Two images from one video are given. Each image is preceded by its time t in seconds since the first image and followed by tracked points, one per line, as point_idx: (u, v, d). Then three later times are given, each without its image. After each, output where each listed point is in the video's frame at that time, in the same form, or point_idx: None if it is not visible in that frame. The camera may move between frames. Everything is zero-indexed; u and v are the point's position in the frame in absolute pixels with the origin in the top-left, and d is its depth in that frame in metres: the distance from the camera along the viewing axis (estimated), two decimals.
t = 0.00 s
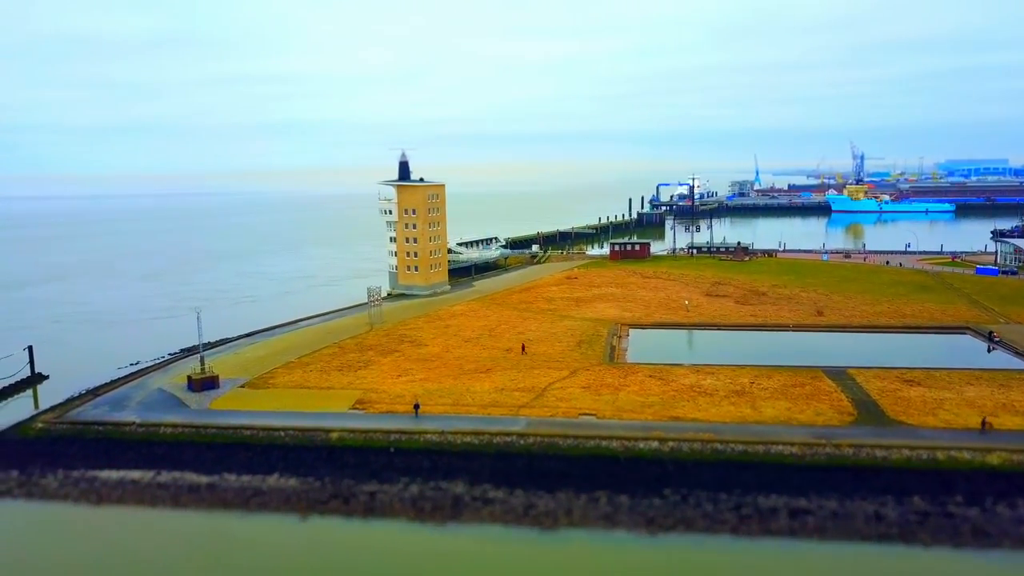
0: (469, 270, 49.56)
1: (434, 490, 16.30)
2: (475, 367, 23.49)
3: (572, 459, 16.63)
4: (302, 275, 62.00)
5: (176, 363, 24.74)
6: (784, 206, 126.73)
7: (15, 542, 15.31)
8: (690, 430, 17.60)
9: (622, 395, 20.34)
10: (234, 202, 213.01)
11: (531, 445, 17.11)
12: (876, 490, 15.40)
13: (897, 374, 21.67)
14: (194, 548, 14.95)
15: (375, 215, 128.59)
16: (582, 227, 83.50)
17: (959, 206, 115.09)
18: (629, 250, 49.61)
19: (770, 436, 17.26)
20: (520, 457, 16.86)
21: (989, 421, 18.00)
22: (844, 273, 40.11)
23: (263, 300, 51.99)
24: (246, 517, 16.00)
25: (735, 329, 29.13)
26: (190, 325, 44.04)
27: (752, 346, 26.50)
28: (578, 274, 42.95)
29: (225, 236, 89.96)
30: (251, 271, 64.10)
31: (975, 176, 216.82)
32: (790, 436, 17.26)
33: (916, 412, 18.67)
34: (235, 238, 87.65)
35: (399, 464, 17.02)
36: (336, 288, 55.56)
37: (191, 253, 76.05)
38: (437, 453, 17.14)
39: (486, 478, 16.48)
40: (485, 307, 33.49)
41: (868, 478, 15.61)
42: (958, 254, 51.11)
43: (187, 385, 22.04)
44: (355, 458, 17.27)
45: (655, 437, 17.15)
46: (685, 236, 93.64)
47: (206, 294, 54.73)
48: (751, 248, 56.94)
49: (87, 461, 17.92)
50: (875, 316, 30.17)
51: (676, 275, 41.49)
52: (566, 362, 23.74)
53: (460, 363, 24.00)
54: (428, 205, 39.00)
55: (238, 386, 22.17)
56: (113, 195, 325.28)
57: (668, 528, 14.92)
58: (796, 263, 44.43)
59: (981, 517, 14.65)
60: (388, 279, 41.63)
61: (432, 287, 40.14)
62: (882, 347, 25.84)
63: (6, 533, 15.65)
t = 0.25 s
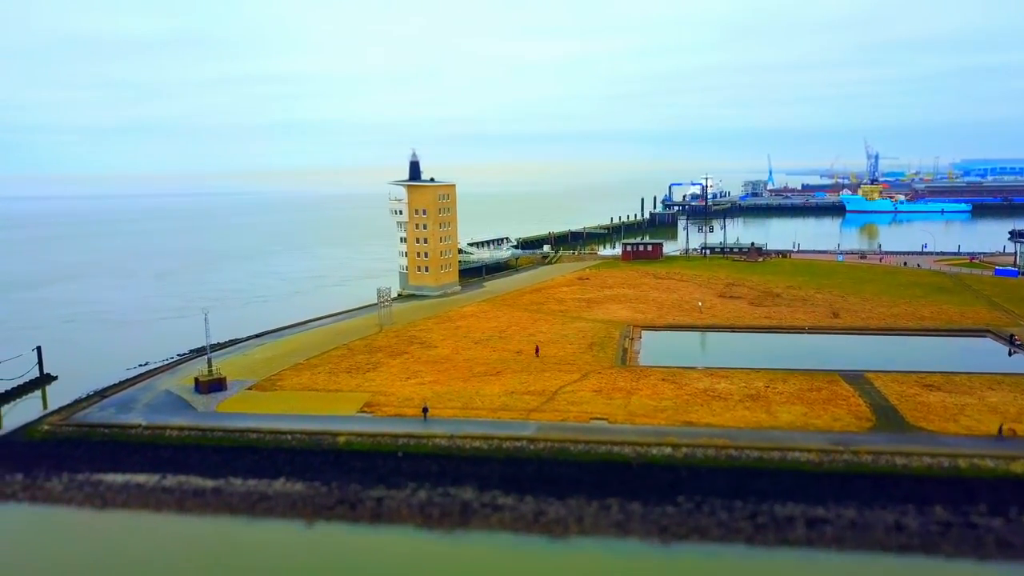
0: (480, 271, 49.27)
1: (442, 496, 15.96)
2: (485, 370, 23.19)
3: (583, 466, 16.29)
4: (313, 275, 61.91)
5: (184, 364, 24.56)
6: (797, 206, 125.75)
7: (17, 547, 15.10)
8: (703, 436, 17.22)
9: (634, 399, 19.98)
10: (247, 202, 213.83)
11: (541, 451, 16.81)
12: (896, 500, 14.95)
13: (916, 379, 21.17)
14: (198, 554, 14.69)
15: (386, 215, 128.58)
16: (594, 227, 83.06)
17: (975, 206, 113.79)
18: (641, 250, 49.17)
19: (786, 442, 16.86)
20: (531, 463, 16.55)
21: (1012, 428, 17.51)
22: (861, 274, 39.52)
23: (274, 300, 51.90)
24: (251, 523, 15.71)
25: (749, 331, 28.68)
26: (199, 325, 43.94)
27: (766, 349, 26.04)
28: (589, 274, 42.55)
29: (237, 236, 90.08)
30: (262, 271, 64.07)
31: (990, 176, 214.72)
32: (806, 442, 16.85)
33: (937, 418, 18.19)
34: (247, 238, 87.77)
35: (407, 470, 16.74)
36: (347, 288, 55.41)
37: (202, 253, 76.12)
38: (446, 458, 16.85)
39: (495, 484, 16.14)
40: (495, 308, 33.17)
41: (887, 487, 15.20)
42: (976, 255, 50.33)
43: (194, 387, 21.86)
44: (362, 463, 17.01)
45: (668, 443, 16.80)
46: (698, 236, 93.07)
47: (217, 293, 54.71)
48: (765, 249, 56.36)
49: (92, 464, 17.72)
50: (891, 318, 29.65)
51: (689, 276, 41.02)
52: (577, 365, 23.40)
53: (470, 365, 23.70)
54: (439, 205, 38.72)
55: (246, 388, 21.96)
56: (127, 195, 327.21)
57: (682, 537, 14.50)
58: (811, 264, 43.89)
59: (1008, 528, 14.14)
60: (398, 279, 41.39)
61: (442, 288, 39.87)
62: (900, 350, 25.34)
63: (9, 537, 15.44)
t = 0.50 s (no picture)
0: (486, 271, 48.98)
1: (446, 503, 15.63)
2: (491, 373, 22.86)
3: (590, 472, 15.96)
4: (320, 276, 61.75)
5: (187, 367, 24.31)
6: (806, 206, 125.10)
7: (13, 553, 14.81)
8: (713, 442, 16.86)
9: (642, 403, 19.62)
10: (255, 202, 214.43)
11: (546, 457, 16.48)
12: (911, 509, 14.55)
13: (930, 384, 20.73)
14: (197, 561, 14.38)
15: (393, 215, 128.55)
16: (601, 228, 82.72)
17: (986, 206, 112.89)
18: (649, 251, 48.79)
19: (798, 448, 16.48)
20: (537, 469, 16.23)
21: None
22: (871, 276, 39.02)
23: (280, 300, 51.75)
24: (251, 530, 15.38)
25: (758, 334, 28.26)
26: (205, 326, 43.77)
27: (776, 352, 25.63)
28: (596, 275, 42.15)
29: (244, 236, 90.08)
30: (270, 271, 63.99)
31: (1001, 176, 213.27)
32: (818, 449, 16.47)
33: (952, 424, 17.78)
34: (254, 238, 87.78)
35: (411, 475, 16.46)
36: (354, 289, 55.20)
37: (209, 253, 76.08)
38: (450, 464, 16.55)
39: (499, 491, 15.81)
40: (502, 310, 32.83)
41: (901, 495, 14.83)
42: (988, 255, 49.75)
43: (197, 389, 21.60)
44: (365, 469, 16.72)
45: (677, 449, 16.44)
46: (707, 236, 92.64)
47: (223, 294, 54.58)
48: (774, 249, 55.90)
49: (92, 469, 17.47)
50: (903, 321, 29.19)
51: (697, 277, 40.59)
52: (584, 368, 23.05)
53: (475, 368, 23.40)
54: (445, 206, 38.39)
55: (249, 391, 21.69)
56: (136, 195, 328.43)
57: (692, 546, 14.12)
58: (821, 265, 43.44)
59: None
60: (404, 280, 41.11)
61: (448, 289, 39.55)
62: (913, 353, 24.91)
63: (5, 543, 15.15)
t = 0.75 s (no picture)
0: (489, 272, 48.68)
1: (447, 511, 15.30)
2: (493, 376, 22.52)
3: (594, 479, 15.64)
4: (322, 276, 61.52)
5: (185, 369, 24.03)
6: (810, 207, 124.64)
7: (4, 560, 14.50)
8: (719, 448, 16.50)
9: (647, 408, 19.25)
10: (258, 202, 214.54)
11: (548, 463, 16.14)
12: (923, 517, 14.18)
13: (940, 388, 20.33)
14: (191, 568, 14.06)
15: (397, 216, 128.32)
16: (605, 228, 82.42)
17: (992, 207, 112.35)
18: (653, 251, 48.45)
19: (806, 455, 16.12)
20: (539, 475, 15.91)
21: None
22: (878, 277, 38.60)
23: (282, 301, 51.50)
24: (248, 536, 15.06)
25: (764, 336, 27.88)
26: (207, 326, 43.52)
27: (782, 355, 25.25)
28: (600, 276, 41.81)
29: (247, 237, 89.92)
30: (272, 271, 63.77)
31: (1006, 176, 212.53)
32: (827, 455, 16.10)
33: (964, 429, 17.40)
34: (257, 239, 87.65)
35: (411, 482, 16.13)
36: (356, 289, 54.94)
37: (212, 253, 75.91)
38: (451, 470, 16.22)
39: (501, 498, 15.49)
40: (504, 311, 32.49)
41: (912, 503, 14.47)
42: (995, 256, 49.31)
43: (194, 393, 21.31)
44: (365, 475, 16.41)
45: (682, 456, 16.08)
46: (711, 237, 92.28)
47: (225, 294, 54.38)
48: (779, 250, 55.49)
49: (87, 474, 17.18)
50: (911, 323, 28.78)
51: (701, 278, 40.20)
52: (587, 372, 22.69)
53: (477, 371, 23.06)
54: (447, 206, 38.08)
55: (248, 394, 21.39)
56: (140, 195, 329.01)
57: (698, 555, 13.76)
58: (827, 266, 43.03)
59: None
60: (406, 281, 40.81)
61: (450, 290, 39.23)
62: (921, 357, 24.52)
63: None
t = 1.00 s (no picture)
0: (491, 273, 48.35)
1: (446, 519, 14.96)
2: (493, 380, 22.16)
3: (596, 486, 15.33)
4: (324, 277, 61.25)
5: (182, 372, 23.73)
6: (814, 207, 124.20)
7: None
8: (724, 454, 16.16)
9: (650, 413, 18.89)
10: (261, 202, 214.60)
11: (550, 469, 15.79)
12: (935, 527, 13.81)
13: (949, 392, 19.95)
14: None
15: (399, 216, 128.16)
16: (607, 228, 82.09)
17: (997, 206, 111.81)
18: (656, 252, 48.07)
19: (813, 461, 15.76)
20: (540, 482, 15.55)
21: None
22: (884, 279, 38.19)
23: (283, 301, 51.20)
24: (242, 545, 14.73)
25: (769, 338, 27.49)
26: (206, 327, 43.21)
27: (788, 358, 24.88)
28: (602, 278, 41.45)
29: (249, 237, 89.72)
30: (274, 272, 63.51)
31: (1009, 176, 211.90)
32: (835, 461, 15.74)
33: (974, 435, 17.03)
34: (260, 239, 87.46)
35: (409, 489, 15.80)
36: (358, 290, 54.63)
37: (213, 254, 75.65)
38: (450, 476, 15.87)
39: (501, 506, 15.15)
40: (506, 313, 32.14)
41: (923, 512, 14.10)
42: (1002, 257, 48.84)
43: (191, 396, 21.00)
44: (362, 482, 16.08)
45: (686, 462, 15.72)
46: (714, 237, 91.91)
47: (226, 294, 54.12)
48: (783, 251, 55.08)
49: (80, 480, 16.87)
50: (918, 325, 28.38)
51: (705, 280, 39.81)
52: (590, 375, 22.33)
53: (478, 375, 22.70)
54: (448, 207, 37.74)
55: (245, 398, 21.06)
56: (143, 195, 329.21)
57: (703, 565, 13.40)
58: (832, 267, 42.63)
59: None
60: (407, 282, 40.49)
61: (451, 291, 38.89)
62: (929, 360, 24.13)
63: None
